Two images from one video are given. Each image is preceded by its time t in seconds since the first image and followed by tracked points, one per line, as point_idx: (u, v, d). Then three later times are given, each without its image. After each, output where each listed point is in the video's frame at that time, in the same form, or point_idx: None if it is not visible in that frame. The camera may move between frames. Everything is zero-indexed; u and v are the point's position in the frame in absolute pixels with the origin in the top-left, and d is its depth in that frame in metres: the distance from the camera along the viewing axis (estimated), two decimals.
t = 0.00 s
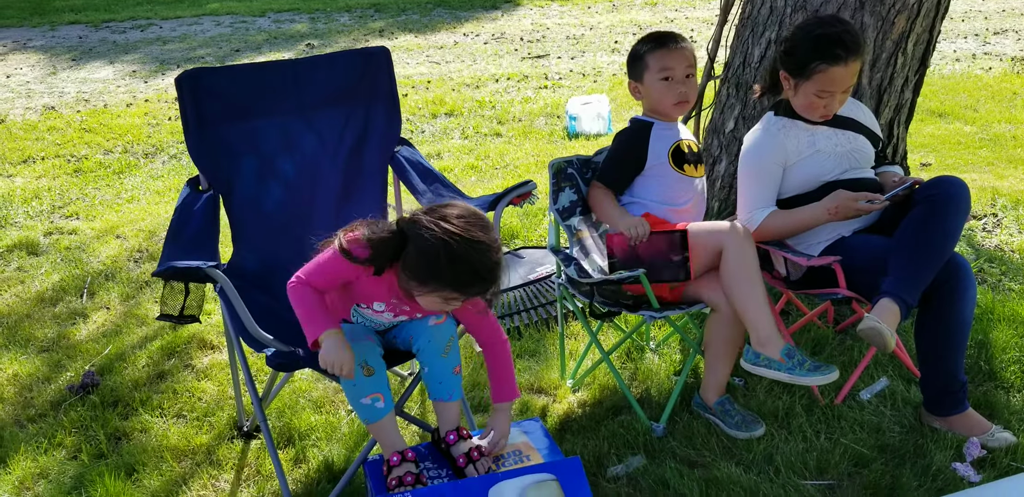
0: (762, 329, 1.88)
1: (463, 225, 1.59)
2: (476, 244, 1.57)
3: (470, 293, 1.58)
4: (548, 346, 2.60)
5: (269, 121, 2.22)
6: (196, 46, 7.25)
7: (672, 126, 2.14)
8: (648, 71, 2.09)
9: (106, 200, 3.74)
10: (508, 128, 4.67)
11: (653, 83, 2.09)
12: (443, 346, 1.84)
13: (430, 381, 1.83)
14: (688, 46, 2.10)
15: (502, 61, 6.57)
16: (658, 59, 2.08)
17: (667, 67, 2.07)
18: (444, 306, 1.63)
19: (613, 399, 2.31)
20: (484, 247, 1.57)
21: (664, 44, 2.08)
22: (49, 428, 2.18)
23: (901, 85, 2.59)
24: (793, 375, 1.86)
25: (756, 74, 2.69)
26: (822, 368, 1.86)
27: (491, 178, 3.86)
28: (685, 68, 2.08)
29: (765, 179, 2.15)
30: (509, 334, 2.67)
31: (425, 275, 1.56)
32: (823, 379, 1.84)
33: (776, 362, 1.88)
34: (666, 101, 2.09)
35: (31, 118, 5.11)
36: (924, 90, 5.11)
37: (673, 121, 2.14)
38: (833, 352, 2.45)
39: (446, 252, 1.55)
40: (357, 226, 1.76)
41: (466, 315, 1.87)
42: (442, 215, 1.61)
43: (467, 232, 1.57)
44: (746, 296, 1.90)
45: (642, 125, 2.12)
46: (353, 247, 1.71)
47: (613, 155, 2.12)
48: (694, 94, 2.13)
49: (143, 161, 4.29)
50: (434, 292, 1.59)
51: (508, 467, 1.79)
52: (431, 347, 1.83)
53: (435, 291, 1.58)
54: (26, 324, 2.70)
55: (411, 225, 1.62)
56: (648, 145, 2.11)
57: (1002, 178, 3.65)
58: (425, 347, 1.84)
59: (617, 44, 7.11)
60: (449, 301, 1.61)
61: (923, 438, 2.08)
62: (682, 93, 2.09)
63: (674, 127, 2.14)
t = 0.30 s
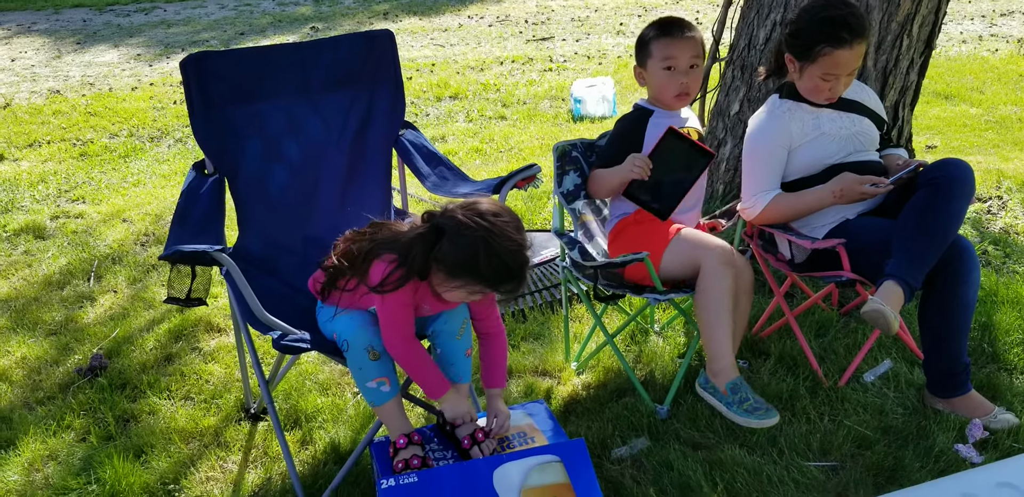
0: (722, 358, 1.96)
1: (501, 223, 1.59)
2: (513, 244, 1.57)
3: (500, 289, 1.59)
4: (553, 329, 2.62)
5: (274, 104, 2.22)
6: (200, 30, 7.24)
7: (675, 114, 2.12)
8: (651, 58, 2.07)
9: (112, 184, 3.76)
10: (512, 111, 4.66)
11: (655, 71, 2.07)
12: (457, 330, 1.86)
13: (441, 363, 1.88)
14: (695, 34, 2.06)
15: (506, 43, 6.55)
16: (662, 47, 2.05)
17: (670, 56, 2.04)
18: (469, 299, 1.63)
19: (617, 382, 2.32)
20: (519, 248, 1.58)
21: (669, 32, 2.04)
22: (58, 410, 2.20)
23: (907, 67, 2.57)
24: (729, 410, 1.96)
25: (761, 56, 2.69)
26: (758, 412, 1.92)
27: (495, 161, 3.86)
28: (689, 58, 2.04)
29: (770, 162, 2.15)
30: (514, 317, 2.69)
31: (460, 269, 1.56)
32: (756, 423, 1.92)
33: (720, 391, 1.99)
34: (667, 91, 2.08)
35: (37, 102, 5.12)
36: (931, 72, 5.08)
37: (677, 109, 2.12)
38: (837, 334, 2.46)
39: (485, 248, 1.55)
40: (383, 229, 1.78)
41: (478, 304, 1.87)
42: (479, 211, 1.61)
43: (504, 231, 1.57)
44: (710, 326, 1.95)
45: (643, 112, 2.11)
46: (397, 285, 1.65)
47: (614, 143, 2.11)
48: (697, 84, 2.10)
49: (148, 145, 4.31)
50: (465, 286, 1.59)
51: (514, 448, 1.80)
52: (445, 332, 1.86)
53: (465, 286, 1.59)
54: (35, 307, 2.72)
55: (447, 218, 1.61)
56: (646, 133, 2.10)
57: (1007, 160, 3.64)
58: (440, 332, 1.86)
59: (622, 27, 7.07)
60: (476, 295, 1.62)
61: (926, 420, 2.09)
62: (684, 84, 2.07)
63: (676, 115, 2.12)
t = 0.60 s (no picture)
0: (683, 382, 2.00)
1: (502, 217, 1.59)
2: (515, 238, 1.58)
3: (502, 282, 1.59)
4: (553, 323, 2.62)
5: (274, 98, 2.22)
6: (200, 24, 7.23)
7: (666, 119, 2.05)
8: (632, 61, 2.03)
9: (112, 179, 3.76)
10: (512, 105, 4.66)
11: (633, 76, 2.03)
12: (458, 324, 1.87)
13: (442, 358, 1.88)
14: (675, 41, 1.97)
15: (507, 37, 6.53)
16: (641, 51, 1.99)
17: (647, 62, 1.99)
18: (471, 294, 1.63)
19: (618, 376, 2.32)
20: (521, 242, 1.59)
21: (650, 36, 1.98)
22: (58, 405, 2.20)
23: (908, 61, 2.56)
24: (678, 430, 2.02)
25: (762, 50, 2.68)
26: (700, 442, 1.98)
27: (496, 155, 3.86)
28: (665, 67, 1.97)
29: (771, 156, 2.14)
30: (514, 312, 2.69)
31: (461, 263, 1.56)
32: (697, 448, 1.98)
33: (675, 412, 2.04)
34: (644, 97, 2.03)
35: (37, 97, 5.12)
36: (932, 66, 5.06)
37: (667, 113, 2.06)
38: (838, 328, 2.46)
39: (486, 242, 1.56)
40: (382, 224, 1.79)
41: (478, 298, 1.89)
42: (479, 205, 1.61)
43: (509, 225, 1.58)
44: (675, 348, 1.99)
45: (636, 117, 2.05)
46: (394, 290, 1.67)
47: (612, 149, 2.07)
48: (680, 91, 2.03)
49: (148, 140, 4.31)
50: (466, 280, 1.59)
51: (514, 442, 1.78)
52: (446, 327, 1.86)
53: (466, 279, 1.59)
54: (35, 302, 2.72)
55: (448, 213, 1.61)
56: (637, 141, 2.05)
57: (1009, 154, 3.63)
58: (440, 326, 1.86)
59: (623, 21, 7.06)
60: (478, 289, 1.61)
61: (926, 414, 2.09)
62: (661, 91, 2.01)
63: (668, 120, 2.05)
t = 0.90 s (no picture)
0: (706, 385, 1.98)
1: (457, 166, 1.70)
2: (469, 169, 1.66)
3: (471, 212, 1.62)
4: (555, 321, 2.62)
5: (275, 96, 2.21)
6: (202, 21, 7.22)
7: (659, 124, 2.04)
8: (622, 70, 1.99)
9: (115, 176, 3.76)
10: (515, 102, 4.65)
11: (623, 84, 2.00)
12: (460, 321, 1.86)
13: (443, 355, 1.88)
14: (665, 53, 1.92)
15: (509, 34, 6.53)
16: (631, 62, 1.95)
17: (636, 73, 1.95)
18: (449, 244, 1.63)
19: (619, 374, 2.32)
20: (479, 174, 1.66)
21: (640, 47, 1.93)
22: (60, 402, 2.20)
23: (911, 58, 2.55)
24: (713, 432, 2.00)
25: (764, 47, 2.67)
26: (741, 435, 1.96)
27: (498, 152, 3.85)
28: (655, 79, 1.94)
29: (774, 154, 2.13)
30: (515, 309, 2.69)
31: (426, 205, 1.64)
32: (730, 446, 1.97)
33: (706, 415, 2.02)
34: (634, 105, 2.02)
35: (39, 94, 5.12)
36: (935, 63, 5.05)
37: (659, 118, 2.04)
38: (840, 325, 2.46)
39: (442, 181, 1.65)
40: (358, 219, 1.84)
41: (477, 291, 1.89)
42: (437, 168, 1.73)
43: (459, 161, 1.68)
44: (690, 347, 1.97)
45: (628, 121, 2.04)
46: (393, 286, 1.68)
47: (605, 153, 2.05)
48: (671, 99, 2.00)
49: (151, 137, 4.31)
50: (435, 221, 1.64)
51: (516, 440, 1.78)
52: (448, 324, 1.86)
53: (438, 220, 1.63)
54: (37, 299, 2.72)
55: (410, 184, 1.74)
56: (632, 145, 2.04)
57: (1012, 151, 3.62)
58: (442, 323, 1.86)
59: (625, 17, 7.05)
60: (452, 231, 1.63)
61: (929, 412, 2.08)
62: (650, 101, 1.99)
63: (662, 124, 2.05)
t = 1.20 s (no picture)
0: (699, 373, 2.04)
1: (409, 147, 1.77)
2: (418, 146, 1.73)
3: (424, 178, 1.67)
4: (559, 320, 2.62)
5: (279, 95, 2.21)
6: (206, 18, 7.23)
7: (660, 127, 2.05)
8: (628, 75, 1.98)
9: (118, 174, 3.77)
10: (518, 100, 4.65)
11: (629, 88, 2.00)
12: (461, 319, 1.86)
13: (445, 353, 1.88)
14: (675, 60, 1.92)
15: (512, 32, 6.52)
16: (639, 67, 1.94)
17: (644, 79, 1.95)
18: (413, 216, 1.67)
19: (623, 373, 2.32)
20: (429, 148, 1.73)
21: (649, 53, 1.92)
22: (64, 400, 2.20)
23: (916, 57, 2.55)
24: (700, 415, 2.04)
25: (769, 46, 2.66)
26: (729, 418, 2.00)
27: (501, 150, 3.85)
28: (664, 85, 1.95)
29: (779, 153, 2.12)
30: (519, 308, 2.69)
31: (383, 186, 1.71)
32: (722, 429, 2.00)
33: (696, 400, 2.07)
34: (639, 109, 2.02)
35: (43, 91, 5.13)
36: (939, 62, 5.03)
37: (660, 121, 2.05)
38: (844, 325, 2.45)
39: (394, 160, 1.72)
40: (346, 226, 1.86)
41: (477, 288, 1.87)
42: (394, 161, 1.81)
43: (409, 143, 1.75)
44: (689, 349, 2.02)
45: (629, 123, 2.05)
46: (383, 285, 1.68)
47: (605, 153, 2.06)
48: (676, 104, 2.01)
49: (154, 135, 4.31)
50: (394, 198, 1.69)
51: (520, 439, 1.79)
52: (449, 322, 1.85)
53: (399, 196, 1.68)
54: (41, 297, 2.72)
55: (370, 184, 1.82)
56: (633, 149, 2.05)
57: (1017, 151, 3.61)
58: (443, 321, 1.86)
59: (628, 15, 7.04)
60: (413, 202, 1.67)
61: (933, 413, 2.08)
62: (657, 105, 1.99)
63: (662, 127, 2.06)
